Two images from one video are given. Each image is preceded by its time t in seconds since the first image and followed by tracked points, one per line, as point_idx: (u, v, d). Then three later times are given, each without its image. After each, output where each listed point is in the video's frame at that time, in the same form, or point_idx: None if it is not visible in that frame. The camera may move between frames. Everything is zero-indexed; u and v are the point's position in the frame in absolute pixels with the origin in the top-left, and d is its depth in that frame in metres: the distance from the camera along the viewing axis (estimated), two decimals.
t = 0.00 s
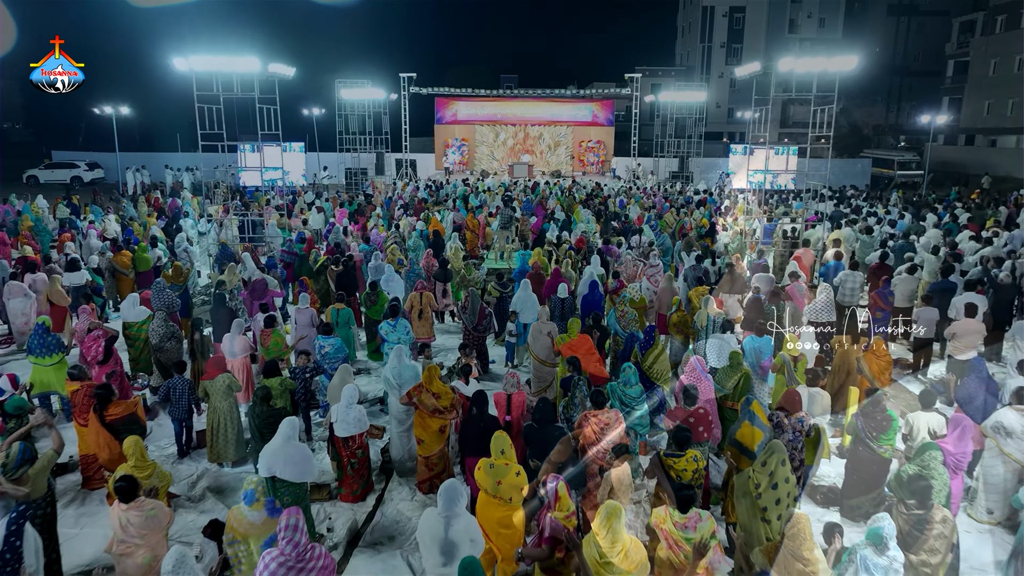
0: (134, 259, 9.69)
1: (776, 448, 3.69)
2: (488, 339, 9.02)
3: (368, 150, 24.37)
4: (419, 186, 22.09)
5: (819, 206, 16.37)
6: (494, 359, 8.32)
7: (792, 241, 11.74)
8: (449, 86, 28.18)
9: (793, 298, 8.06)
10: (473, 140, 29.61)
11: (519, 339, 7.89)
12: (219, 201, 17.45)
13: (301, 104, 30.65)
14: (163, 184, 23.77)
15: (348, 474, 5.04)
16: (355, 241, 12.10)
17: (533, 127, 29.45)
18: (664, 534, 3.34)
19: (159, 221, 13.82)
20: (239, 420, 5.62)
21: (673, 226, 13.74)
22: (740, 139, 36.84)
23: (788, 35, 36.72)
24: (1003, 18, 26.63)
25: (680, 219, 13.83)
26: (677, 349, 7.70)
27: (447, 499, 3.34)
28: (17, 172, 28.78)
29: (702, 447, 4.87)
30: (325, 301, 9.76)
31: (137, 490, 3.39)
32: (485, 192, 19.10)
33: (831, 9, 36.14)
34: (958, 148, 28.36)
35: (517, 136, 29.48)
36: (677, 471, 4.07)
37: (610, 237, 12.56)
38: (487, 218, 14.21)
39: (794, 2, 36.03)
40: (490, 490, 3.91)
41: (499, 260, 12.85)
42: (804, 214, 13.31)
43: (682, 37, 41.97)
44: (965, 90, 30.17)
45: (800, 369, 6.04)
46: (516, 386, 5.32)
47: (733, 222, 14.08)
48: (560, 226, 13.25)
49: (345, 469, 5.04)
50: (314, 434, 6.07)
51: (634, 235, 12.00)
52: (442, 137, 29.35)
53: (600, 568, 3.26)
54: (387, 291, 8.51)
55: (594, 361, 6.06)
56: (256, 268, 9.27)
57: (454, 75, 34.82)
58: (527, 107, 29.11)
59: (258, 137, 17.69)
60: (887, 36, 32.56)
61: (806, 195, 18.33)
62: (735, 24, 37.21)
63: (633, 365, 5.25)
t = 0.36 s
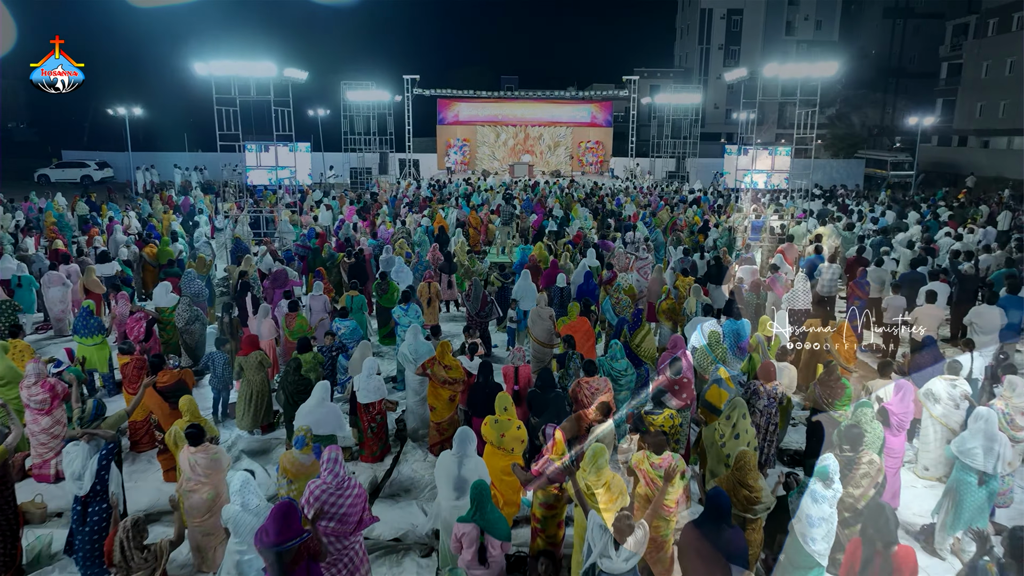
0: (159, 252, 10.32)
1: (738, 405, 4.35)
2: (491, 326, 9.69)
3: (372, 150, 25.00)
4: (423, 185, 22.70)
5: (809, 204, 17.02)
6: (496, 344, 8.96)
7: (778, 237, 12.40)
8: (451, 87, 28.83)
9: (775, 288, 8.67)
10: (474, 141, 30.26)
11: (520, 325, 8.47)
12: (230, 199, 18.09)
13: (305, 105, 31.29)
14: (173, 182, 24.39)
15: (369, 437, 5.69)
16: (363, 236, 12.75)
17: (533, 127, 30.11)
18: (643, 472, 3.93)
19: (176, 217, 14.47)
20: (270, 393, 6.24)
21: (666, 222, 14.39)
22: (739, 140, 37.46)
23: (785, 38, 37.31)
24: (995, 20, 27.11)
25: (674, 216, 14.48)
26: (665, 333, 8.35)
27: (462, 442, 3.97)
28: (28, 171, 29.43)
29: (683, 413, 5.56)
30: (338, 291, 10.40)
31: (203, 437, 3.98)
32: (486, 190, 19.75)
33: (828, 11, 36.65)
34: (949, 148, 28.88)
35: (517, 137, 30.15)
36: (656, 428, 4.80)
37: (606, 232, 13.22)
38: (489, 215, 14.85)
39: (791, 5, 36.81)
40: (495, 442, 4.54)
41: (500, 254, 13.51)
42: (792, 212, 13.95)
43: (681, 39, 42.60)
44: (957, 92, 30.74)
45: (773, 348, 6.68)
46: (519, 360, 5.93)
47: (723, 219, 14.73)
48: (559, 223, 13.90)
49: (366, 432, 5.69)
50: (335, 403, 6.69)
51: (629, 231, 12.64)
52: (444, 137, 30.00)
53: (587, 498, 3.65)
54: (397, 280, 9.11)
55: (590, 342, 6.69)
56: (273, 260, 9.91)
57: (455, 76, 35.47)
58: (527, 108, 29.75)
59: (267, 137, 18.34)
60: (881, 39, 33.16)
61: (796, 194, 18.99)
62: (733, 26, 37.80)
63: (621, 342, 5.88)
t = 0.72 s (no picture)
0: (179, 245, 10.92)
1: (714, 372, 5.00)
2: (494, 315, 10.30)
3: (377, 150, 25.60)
4: (426, 184, 23.31)
5: (799, 203, 17.63)
6: (499, 332, 9.55)
7: (766, 232, 13.04)
8: (453, 89, 29.45)
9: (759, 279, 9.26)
10: (476, 141, 30.86)
11: (520, 313, 9.06)
12: (240, 197, 18.70)
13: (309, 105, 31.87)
14: (182, 181, 25.01)
15: (385, 408, 6.29)
16: (372, 232, 13.38)
17: (533, 128, 30.76)
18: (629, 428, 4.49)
19: (190, 214, 15.07)
20: (296, 370, 6.84)
21: (661, 218, 15.01)
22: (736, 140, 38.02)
23: (782, 39, 37.91)
24: (987, 23, 27.67)
25: (668, 213, 15.11)
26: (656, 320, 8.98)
27: (471, 405, 4.47)
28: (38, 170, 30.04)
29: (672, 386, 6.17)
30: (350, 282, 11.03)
31: (255, 399, 4.62)
32: (488, 189, 20.34)
33: (824, 13, 37.23)
34: (941, 149, 29.49)
35: (518, 137, 30.79)
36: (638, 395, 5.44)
37: (603, 228, 13.85)
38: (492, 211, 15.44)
39: (788, 7, 37.44)
40: (499, 408, 4.98)
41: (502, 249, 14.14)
42: (780, 209, 14.57)
43: (680, 40, 43.21)
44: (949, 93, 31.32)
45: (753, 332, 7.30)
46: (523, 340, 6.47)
47: (716, 216, 15.35)
48: (558, 219, 14.53)
49: (382, 404, 6.30)
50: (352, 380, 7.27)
51: (625, 227, 13.27)
52: (446, 137, 30.59)
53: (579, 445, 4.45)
54: (406, 271, 9.68)
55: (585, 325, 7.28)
56: (289, 253, 10.54)
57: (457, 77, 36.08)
58: (527, 109, 30.41)
59: (275, 136, 18.95)
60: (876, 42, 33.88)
61: (789, 193, 19.59)
62: (730, 29, 38.47)
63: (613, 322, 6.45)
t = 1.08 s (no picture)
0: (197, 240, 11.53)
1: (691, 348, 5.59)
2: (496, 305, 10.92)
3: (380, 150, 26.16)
4: (428, 183, 23.86)
5: (790, 201, 18.23)
6: (501, 320, 10.15)
7: (755, 228, 13.65)
8: (454, 90, 30.02)
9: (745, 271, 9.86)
10: (476, 141, 31.44)
11: (520, 303, 9.67)
12: (249, 195, 19.31)
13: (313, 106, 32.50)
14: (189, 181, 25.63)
15: (397, 384, 6.87)
16: (378, 228, 14.00)
17: (533, 128, 31.35)
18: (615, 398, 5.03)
19: (202, 211, 15.68)
20: (315, 353, 7.44)
21: (657, 215, 15.61)
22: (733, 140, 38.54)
23: (778, 40, 38.41)
24: (980, 24, 28.10)
25: (662, 211, 15.71)
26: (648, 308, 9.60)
27: (476, 374, 5.02)
28: (48, 170, 30.69)
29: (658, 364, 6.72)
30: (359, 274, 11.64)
31: (292, 370, 5.23)
32: (489, 187, 20.93)
33: (820, 14, 37.72)
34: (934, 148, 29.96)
35: (518, 137, 31.38)
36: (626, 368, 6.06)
37: (600, 224, 14.44)
38: (494, 209, 16.03)
39: (785, 8, 37.90)
40: (501, 379, 5.49)
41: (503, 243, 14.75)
42: (770, 207, 15.16)
43: (678, 41, 43.73)
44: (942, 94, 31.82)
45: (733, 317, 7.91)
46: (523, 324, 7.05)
47: (709, 213, 15.95)
48: (556, 216, 15.12)
49: (394, 381, 6.87)
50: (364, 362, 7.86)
51: (621, 224, 13.87)
52: (447, 138, 31.17)
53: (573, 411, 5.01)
54: (413, 264, 10.25)
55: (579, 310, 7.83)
56: (302, 247, 11.15)
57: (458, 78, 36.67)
58: (527, 110, 30.98)
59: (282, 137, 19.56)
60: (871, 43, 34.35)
61: (781, 192, 20.17)
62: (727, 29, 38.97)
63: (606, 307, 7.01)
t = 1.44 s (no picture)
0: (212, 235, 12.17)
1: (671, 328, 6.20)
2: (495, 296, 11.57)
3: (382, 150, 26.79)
4: (430, 182, 24.48)
5: (781, 200, 18.86)
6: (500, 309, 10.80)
7: (743, 225, 14.29)
8: (455, 91, 30.67)
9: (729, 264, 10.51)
10: (477, 141, 32.07)
11: (518, 293, 10.31)
12: (256, 194, 19.95)
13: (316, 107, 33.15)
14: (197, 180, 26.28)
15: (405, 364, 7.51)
16: (383, 224, 14.63)
17: (532, 129, 32.00)
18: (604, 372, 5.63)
19: (213, 209, 16.32)
20: (330, 336, 8.06)
21: (650, 213, 16.23)
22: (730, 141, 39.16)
23: (775, 42, 39.01)
24: (971, 28, 28.80)
25: (656, 209, 16.34)
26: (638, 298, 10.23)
27: (478, 349, 5.67)
28: (57, 169, 31.33)
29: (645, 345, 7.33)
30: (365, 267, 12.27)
31: (314, 346, 5.86)
32: (489, 187, 21.56)
33: (816, 17, 38.34)
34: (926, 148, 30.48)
35: (517, 138, 32.02)
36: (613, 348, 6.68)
37: (595, 221, 15.08)
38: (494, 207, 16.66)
39: (781, 10, 38.50)
40: (501, 356, 6.06)
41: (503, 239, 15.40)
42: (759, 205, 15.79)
43: (676, 43, 44.34)
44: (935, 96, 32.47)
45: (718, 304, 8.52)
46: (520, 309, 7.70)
47: (701, 211, 16.58)
48: (554, 213, 15.75)
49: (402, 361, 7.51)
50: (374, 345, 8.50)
51: (615, 220, 14.50)
52: (448, 138, 31.81)
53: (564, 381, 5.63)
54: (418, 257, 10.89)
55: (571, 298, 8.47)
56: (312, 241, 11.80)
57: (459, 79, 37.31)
58: (526, 111, 31.63)
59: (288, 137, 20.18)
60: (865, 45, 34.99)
61: (773, 191, 20.81)
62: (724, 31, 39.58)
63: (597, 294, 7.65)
